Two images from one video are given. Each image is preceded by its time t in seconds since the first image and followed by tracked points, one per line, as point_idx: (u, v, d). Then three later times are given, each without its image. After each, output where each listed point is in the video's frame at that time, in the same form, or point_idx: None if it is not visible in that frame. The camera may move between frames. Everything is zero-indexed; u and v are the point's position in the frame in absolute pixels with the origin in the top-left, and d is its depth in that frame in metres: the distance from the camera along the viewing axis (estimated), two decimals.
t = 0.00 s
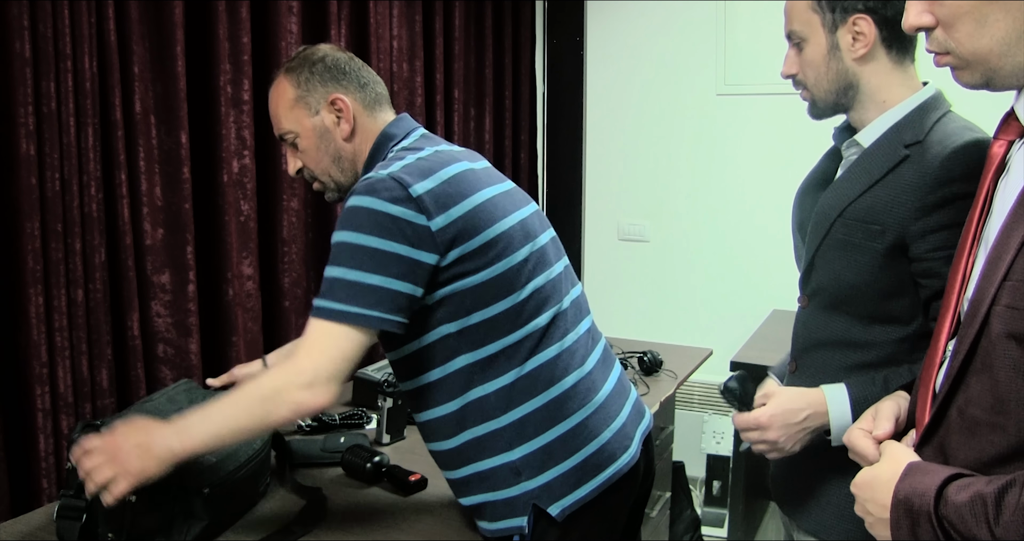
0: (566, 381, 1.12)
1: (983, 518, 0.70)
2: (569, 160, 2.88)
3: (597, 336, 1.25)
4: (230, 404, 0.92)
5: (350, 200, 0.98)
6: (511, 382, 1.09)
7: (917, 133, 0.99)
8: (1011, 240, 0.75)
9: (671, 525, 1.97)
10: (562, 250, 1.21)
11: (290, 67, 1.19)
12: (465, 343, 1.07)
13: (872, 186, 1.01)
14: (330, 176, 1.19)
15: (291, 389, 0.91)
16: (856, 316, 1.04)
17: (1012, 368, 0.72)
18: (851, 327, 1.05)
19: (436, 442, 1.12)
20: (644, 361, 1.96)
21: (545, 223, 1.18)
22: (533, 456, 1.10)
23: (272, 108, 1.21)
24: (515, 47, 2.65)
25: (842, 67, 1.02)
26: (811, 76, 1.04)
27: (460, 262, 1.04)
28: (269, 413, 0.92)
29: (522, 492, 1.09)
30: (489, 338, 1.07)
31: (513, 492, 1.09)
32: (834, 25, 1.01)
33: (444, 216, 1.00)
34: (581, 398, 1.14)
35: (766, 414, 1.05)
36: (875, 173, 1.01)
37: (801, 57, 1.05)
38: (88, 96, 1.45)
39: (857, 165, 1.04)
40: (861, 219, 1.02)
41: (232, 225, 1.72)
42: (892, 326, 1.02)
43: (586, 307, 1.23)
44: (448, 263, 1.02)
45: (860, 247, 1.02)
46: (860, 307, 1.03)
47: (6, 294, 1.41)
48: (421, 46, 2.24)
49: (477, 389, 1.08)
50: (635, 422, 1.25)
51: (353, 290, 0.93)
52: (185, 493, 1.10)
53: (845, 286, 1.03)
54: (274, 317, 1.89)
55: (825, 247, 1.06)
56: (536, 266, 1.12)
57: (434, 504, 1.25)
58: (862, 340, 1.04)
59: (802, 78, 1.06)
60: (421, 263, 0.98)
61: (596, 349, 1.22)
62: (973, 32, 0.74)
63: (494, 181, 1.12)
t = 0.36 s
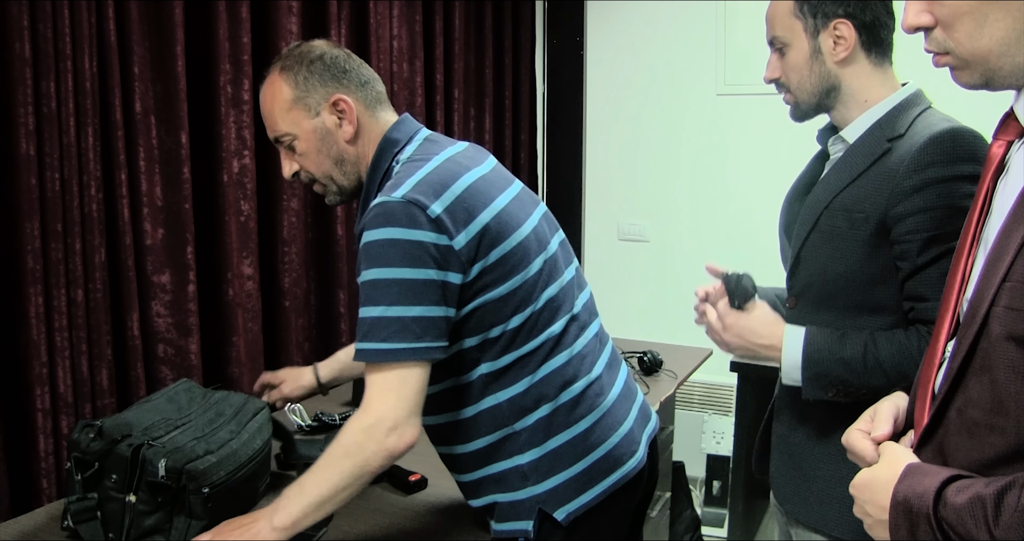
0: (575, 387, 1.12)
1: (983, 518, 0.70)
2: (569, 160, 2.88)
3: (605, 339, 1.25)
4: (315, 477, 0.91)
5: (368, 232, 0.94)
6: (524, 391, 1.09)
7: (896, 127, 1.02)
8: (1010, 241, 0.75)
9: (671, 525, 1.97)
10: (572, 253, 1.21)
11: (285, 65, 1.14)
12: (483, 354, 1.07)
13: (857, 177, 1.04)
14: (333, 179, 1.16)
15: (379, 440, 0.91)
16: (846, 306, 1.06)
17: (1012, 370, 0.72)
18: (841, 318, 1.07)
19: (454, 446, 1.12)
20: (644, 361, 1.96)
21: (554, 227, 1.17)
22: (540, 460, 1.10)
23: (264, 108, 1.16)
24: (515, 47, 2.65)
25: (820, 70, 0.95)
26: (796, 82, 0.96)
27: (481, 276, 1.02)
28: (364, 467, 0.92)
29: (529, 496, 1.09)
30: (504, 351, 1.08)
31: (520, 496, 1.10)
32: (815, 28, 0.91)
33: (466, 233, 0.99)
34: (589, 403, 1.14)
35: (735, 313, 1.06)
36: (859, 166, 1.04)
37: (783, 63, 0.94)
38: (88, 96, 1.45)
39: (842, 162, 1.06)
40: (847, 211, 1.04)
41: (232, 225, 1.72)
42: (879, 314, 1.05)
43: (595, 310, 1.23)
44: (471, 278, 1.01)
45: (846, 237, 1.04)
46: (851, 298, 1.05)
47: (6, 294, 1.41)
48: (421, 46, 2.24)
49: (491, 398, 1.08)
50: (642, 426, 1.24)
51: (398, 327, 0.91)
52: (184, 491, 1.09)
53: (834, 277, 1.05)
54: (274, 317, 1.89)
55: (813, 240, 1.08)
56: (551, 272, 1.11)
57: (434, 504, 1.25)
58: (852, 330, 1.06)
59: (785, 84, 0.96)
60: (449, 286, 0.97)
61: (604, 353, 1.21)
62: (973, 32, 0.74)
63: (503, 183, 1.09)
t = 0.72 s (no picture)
0: (595, 391, 1.12)
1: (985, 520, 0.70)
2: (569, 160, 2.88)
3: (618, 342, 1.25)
4: (352, 486, 0.91)
5: (402, 236, 0.92)
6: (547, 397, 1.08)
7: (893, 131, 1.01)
8: (1012, 243, 0.75)
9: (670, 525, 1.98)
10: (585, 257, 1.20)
11: (291, 66, 1.12)
12: (507, 363, 1.07)
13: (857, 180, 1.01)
14: (336, 184, 1.14)
15: (414, 449, 0.88)
16: (844, 308, 1.04)
17: (1014, 370, 0.72)
18: (837, 318, 1.05)
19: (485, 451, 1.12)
20: (644, 361, 1.97)
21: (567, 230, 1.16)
22: (560, 467, 1.10)
23: (268, 108, 1.14)
24: (514, 46, 2.65)
25: (821, 69, 0.98)
26: (792, 76, 0.98)
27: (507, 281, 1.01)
28: (399, 481, 0.90)
29: (550, 501, 1.09)
30: (536, 353, 1.07)
31: (536, 502, 1.09)
32: (819, 29, 0.95)
33: (499, 234, 0.97)
34: (608, 408, 1.13)
35: (743, 342, 1.03)
36: (860, 168, 1.01)
37: (779, 58, 0.98)
38: (88, 96, 1.45)
39: (840, 164, 1.04)
40: (849, 212, 1.02)
41: (232, 225, 1.72)
42: (879, 315, 1.02)
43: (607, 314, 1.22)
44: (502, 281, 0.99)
45: (849, 239, 1.01)
46: (850, 298, 1.02)
47: (6, 294, 1.41)
48: (421, 46, 2.24)
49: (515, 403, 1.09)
50: (656, 429, 1.24)
51: (443, 331, 0.89)
52: (185, 491, 1.09)
53: (835, 279, 1.02)
54: (274, 317, 1.89)
55: (812, 243, 1.05)
56: (569, 277, 1.09)
57: (433, 507, 1.24)
58: (850, 331, 1.04)
59: (782, 78, 0.99)
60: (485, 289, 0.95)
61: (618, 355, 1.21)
62: (976, 31, 0.74)
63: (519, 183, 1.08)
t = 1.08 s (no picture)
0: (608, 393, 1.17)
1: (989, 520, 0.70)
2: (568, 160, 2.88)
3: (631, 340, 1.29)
4: (354, 382, 0.99)
5: (431, 223, 0.95)
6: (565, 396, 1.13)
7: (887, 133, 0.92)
8: (1015, 244, 0.75)
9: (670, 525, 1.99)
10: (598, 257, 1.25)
11: (325, 35, 1.05)
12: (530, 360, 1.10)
13: (856, 187, 0.95)
14: (361, 162, 1.09)
15: (416, 418, 0.97)
16: (848, 312, 1.00)
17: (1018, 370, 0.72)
18: (842, 324, 1.00)
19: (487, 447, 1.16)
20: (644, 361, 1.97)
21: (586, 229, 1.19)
22: (581, 466, 1.15)
23: (293, 77, 1.07)
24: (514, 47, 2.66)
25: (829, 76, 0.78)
26: (796, 84, 0.78)
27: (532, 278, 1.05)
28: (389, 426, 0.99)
29: (571, 501, 1.14)
30: (553, 352, 1.12)
31: (559, 499, 1.14)
32: (829, 38, 0.76)
33: (527, 232, 1.00)
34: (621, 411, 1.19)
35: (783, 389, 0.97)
36: (857, 174, 0.94)
37: (784, 63, 0.78)
38: (88, 96, 1.45)
39: (835, 169, 0.96)
40: (849, 220, 0.96)
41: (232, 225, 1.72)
42: (885, 316, 0.98)
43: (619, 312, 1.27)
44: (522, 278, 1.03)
45: (850, 248, 0.96)
46: (853, 304, 0.99)
47: (6, 294, 1.41)
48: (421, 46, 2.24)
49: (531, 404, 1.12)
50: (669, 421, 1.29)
51: (456, 326, 0.94)
52: (184, 491, 1.09)
53: (838, 286, 0.98)
54: (274, 317, 1.89)
55: (811, 251, 0.98)
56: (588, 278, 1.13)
57: (435, 506, 1.25)
58: (855, 335, 1.00)
59: (782, 84, 0.78)
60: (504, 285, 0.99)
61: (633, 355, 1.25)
62: (982, 30, 0.77)
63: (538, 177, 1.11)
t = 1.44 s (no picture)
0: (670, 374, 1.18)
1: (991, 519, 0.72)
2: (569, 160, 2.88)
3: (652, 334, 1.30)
4: (545, 378, 0.99)
5: (564, 180, 1.01)
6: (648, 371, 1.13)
7: (912, 136, 1.16)
8: (1014, 246, 0.80)
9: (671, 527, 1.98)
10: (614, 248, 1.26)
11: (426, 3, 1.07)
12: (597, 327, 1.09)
13: (879, 191, 1.16)
14: (447, 131, 1.10)
15: (611, 365, 0.99)
16: (869, 317, 1.19)
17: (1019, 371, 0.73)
18: (857, 328, 1.20)
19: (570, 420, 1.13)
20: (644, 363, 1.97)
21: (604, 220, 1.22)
22: (660, 437, 1.14)
23: (388, 41, 1.09)
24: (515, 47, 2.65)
25: (853, 74, 1.14)
26: (824, 84, 1.14)
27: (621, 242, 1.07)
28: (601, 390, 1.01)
29: (655, 470, 1.13)
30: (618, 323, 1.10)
31: (640, 471, 1.13)
32: (859, 36, 1.12)
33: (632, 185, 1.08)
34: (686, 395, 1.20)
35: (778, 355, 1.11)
36: (881, 179, 1.16)
37: (806, 63, 1.14)
38: (88, 96, 1.45)
39: (861, 172, 1.18)
40: (871, 224, 1.16)
41: (231, 225, 1.71)
42: (903, 324, 1.18)
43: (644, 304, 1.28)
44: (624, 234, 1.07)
45: (872, 250, 1.16)
46: (871, 310, 1.18)
47: (5, 295, 1.41)
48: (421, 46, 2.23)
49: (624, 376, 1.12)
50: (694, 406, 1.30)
51: (620, 263, 1.00)
52: (190, 498, 1.09)
53: (858, 290, 1.18)
54: (274, 317, 1.89)
55: (833, 253, 1.20)
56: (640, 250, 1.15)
57: (436, 505, 1.25)
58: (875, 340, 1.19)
59: (811, 83, 1.15)
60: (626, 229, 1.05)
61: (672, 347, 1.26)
62: (985, 28, 0.85)
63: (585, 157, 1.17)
